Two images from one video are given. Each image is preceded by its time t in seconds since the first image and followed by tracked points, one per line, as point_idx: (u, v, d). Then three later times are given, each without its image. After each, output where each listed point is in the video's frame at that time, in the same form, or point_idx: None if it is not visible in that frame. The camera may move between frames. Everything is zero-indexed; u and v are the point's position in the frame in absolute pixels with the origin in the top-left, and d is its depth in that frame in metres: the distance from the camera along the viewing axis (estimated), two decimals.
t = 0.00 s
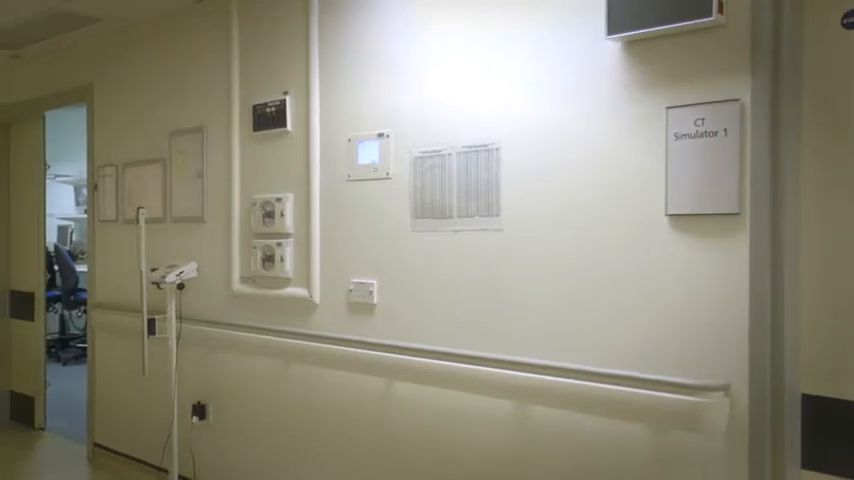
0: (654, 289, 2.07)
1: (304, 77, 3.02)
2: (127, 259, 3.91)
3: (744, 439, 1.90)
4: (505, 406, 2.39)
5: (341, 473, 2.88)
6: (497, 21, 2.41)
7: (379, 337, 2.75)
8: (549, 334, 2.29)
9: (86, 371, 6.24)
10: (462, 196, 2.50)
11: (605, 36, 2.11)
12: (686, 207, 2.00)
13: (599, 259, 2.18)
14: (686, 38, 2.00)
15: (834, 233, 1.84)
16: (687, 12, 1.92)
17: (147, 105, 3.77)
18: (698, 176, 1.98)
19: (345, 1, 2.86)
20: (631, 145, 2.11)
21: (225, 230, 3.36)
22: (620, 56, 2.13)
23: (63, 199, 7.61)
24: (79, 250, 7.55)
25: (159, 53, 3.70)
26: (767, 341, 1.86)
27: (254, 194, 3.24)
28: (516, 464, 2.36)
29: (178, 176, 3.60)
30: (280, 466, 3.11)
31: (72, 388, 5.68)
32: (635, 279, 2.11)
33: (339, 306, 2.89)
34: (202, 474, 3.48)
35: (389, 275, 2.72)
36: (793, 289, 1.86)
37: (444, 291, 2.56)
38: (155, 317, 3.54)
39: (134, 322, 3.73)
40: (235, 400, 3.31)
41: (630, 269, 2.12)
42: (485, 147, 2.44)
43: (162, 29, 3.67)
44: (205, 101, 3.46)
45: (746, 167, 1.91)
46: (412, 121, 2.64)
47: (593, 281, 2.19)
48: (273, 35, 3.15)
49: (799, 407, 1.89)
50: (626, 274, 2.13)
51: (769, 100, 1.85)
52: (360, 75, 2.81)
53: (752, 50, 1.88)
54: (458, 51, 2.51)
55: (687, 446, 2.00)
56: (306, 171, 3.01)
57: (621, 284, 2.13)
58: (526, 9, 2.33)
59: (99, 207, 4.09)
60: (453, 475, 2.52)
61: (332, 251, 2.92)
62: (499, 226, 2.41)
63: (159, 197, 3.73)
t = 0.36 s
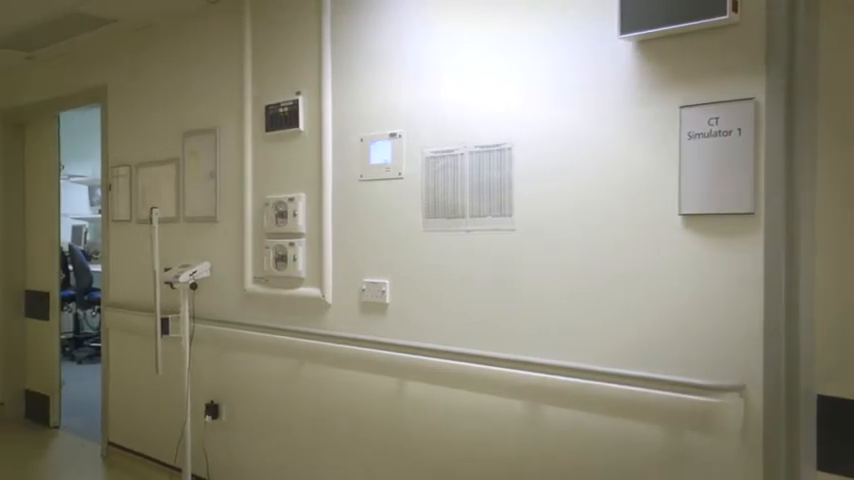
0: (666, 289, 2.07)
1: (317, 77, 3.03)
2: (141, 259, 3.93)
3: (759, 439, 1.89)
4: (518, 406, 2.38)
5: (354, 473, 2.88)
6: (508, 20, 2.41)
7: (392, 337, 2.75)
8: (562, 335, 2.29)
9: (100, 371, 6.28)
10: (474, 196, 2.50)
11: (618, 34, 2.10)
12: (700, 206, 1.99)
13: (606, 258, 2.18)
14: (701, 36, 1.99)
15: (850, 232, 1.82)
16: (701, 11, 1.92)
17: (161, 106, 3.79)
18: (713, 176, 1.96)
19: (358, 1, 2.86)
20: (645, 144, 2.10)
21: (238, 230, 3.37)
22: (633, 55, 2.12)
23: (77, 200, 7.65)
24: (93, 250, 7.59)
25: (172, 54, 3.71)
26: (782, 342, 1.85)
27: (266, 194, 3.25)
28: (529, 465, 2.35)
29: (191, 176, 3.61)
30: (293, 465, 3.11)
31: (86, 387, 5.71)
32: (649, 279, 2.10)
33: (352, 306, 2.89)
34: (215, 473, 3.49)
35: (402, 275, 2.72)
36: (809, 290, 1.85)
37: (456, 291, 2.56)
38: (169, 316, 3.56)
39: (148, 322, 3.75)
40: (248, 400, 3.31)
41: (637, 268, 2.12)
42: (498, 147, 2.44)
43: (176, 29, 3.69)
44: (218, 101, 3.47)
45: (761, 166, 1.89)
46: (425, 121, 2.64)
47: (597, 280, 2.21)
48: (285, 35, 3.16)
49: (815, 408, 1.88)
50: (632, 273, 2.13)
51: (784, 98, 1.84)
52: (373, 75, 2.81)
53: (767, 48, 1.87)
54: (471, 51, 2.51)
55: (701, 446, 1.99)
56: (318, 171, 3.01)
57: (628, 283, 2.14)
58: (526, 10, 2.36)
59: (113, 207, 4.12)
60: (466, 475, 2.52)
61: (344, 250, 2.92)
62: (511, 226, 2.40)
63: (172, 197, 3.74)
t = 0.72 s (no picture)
0: (678, 289, 2.06)
1: (330, 77, 3.03)
2: (155, 258, 3.95)
3: (775, 440, 1.88)
4: (531, 406, 2.38)
5: (366, 472, 2.88)
6: (519, 19, 2.41)
7: (405, 336, 2.75)
8: (575, 334, 2.28)
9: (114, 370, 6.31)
10: (487, 195, 2.49)
11: (633, 33, 2.09)
12: (713, 206, 1.98)
13: (613, 259, 2.19)
14: (715, 36, 1.98)
15: None
16: (715, 11, 1.91)
17: (175, 106, 3.80)
18: (728, 175, 1.95)
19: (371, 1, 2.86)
20: (658, 144, 2.10)
21: (251, 230, 3.38)
22: (647, 54, 2.11)
23: (91, 200, 7.69)
24: (107, 250, 7.63)
25: (186, 55, 3.73)
26: (798, 343, 1.84)
27: (280, 194, 3.26)
28: (543, 465, 2.35)
29: (205, 176, 3.63)
30: (306, 464, 3.12)
31: (101, 386, 5.74)
32: (663, 279, 2.09)
33: (365, 306, 2.90)
34: (229, 472, 3.50)
35: (414, 275, 2.72)
36: (825, 290, 1.84)
37: (469, 292, 2.56)
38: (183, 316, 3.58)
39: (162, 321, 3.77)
40: (262, 399, 3.32)
41: (642, 268, 2.13)
42: (511, 147, 2.43)
43: (190, 30, 3.70)
44: (232, 101, 3.48)
45: (776, 166, 1.88)
46: (437, 120, 2.64)
47: (605, 281, 2.21)
48: (298, 35, 3.17)
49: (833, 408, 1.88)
50: (637, 272, 2.14)
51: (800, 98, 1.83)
52: (387, 75, 2.81)
53: (782, 48, 1.86)
54: (484, 50, 2.50)
55: (716, 447, 1.98)
56: (331, 171, 3.02)
57: (633, 283, 2.15)
58: (525, 10, 2.39)
59: (128, 207, 4.14)
60: (480, 475, 2.52)
61: (357, 250, 2.93)
62: (524, 226, 2.40)
63: (185, 197, 3.76)
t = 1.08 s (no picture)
0: (694, 290, 2.05)
1: (344, 77, 3.03)
2: (171, 258, 3.97)
3: (793, 443, 1.87)
4: (547, 406, 2.37)
5: (381, 472, 2.89)
6: (532, 19, 2.40)
7: (420, 336, 2.75)
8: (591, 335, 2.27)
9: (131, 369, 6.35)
10: (502, 195, 2.49)
11: (648, 32, 2.08)
12: (730, 206, 1.97)
13: (629, 260, 2.18)
14: (732, 34, 1.96)
15: None
16: (733, 9, 1.90)
17: (191, 107, 3.82)
18: (745, 175, 1.94)
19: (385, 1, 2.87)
20: (675, 143, 2.08)
21: (267, 229, 3.39)
22: (663, 53, 2.10)
23: (108, 200, 7.74)
24: (123, 250, 7.68)
25: (202, 55, 3.75)
26: (816, 344, 1.82)
27: (295, 194, 3.26)
28: (558, 466, 2.34)
29: (221, 176, 3.64)
30: (322, 464, 3.12)
31: (117, 385, 5.77)
32: (679, 279, 2.08)
33: (380, 306, 2.90)
34: (244, 471, 3.51)
35: (429, 275, 2.72)
36: (844, 290, 1.82)
37: (484, 292, 2.55)
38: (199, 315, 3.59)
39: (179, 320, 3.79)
40: (277, 399, 3.33)
41: (656, 268, 2.12)
42: (525, 147, 2.43)
43: (206, 31, 3.72)
44: (247, 102, 3.49)
45: (794, 165, 1.87)
46: (452, 120, 2.64)
47: (620, 281, 2.20)
48: (313, 35, 3.17)
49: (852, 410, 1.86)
50: (651, 273, 2.13)
51: (819, 97, 1.81)
52: (401, 76, 2.81)
53: (800, 46, 1.84)
54: (498, 50, 2.50)
55: (733, 449, 1.96)
56: (346, 171, 3.02)
57: (647, 284, 2.14)
58: (525, 10, 2.42)
59: (144, 207, 4.16)
60: (494, 475, 2.51)
61: (372, 250, 2.93)
62: (539, 226, 2.39)
63: (201, 197, 3.77)
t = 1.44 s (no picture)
0: (711, 290, 2.04)
1: (359, 78, 3.04)
2: (187, 258, 3.99)
3: (813, 444, 1.85)
4: (562, 407, 2.36)
5: (396, 472, 2.89)
6: (545, 19, 2.40)
7: (435, 336, 2.75)
8: (607, 336, 2.26)
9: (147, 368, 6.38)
10: (517, 195, 2.49)
11: (665, 31, 2.07)
12: (748, 206, 1.95)
13: (645, 260, 2.17)
14: (750, 33, 1.95)
15: None
16: (751, 8, 1.89)
17: (207, 107, 3.84)
18: (763, 175, 1.93)
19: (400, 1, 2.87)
20: (692, 143, 2.07)
21: (282, 229, 3.40)
22: (680, 52, 2.09)
23: (124, 200, 7.79)
24: (140, 250, 7.72)
25: (218, 56, 3.76)
26: (836, 345, 1.81)
27: (310, 194, 3.27)
28: (574, 466, 2.33)
29: (237, 176, 3.65)
30: (337, 463, 3.13)
31: (134, 384, 5.81)
32: (697, 279, 2.06)
33: (395, 306, 2.90)
34: (260, 470, 3.52)
35: (444, 275, 2.72)
36: None
37: (499, 292, 2.55)
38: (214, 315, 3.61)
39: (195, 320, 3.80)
40: (292, 398, 3.34)
41: (672, 268, 2.11)
42: (541, 146, 2.42)
43: (221, 32, 3.73)
44: (262, 102, 3.50)
45: (813, 164, 1.85)
46: (468, 120, 2.64)
47: (637, 281, 2.19)
48: (328, 35, 3.18)
49: None
50: (668, 273, 2.12)
51: (838, 97, 1.81)
52: (416, 75, 2.82)
53: (819, 45, 1.83)
54: (512, 50, 2.50)
55: (751, 450, 1.95)
56: (361, 171, 3.03)
57: (664, 284, 2.13)
58: (537, 10, 2.42)
59: (160, 207, 4.18)
60: (510, 475, 2.51)
61: (387, 250, 2.93)
62: (554, 226, 2.39)
63: (217, 197, 3.79)
